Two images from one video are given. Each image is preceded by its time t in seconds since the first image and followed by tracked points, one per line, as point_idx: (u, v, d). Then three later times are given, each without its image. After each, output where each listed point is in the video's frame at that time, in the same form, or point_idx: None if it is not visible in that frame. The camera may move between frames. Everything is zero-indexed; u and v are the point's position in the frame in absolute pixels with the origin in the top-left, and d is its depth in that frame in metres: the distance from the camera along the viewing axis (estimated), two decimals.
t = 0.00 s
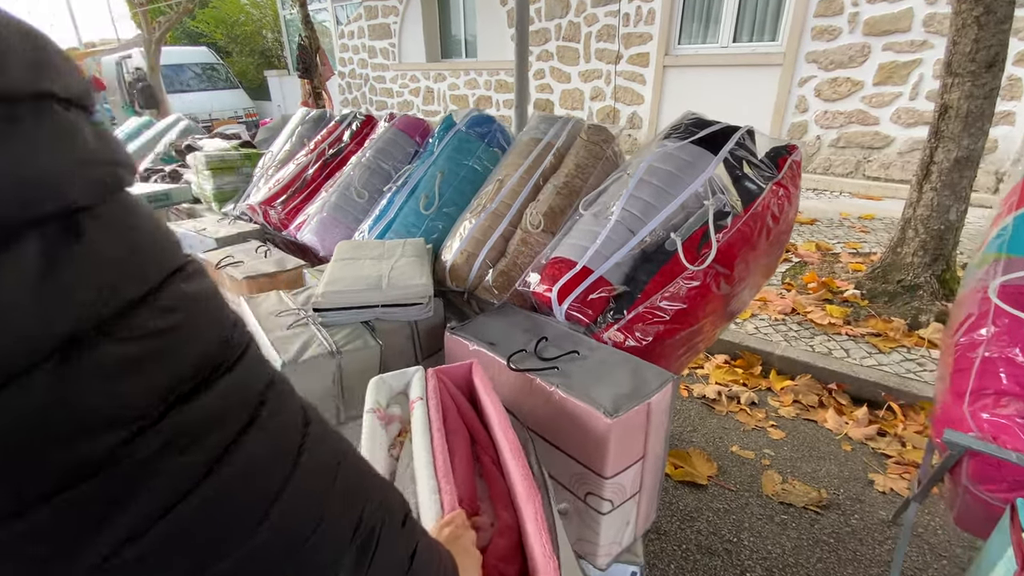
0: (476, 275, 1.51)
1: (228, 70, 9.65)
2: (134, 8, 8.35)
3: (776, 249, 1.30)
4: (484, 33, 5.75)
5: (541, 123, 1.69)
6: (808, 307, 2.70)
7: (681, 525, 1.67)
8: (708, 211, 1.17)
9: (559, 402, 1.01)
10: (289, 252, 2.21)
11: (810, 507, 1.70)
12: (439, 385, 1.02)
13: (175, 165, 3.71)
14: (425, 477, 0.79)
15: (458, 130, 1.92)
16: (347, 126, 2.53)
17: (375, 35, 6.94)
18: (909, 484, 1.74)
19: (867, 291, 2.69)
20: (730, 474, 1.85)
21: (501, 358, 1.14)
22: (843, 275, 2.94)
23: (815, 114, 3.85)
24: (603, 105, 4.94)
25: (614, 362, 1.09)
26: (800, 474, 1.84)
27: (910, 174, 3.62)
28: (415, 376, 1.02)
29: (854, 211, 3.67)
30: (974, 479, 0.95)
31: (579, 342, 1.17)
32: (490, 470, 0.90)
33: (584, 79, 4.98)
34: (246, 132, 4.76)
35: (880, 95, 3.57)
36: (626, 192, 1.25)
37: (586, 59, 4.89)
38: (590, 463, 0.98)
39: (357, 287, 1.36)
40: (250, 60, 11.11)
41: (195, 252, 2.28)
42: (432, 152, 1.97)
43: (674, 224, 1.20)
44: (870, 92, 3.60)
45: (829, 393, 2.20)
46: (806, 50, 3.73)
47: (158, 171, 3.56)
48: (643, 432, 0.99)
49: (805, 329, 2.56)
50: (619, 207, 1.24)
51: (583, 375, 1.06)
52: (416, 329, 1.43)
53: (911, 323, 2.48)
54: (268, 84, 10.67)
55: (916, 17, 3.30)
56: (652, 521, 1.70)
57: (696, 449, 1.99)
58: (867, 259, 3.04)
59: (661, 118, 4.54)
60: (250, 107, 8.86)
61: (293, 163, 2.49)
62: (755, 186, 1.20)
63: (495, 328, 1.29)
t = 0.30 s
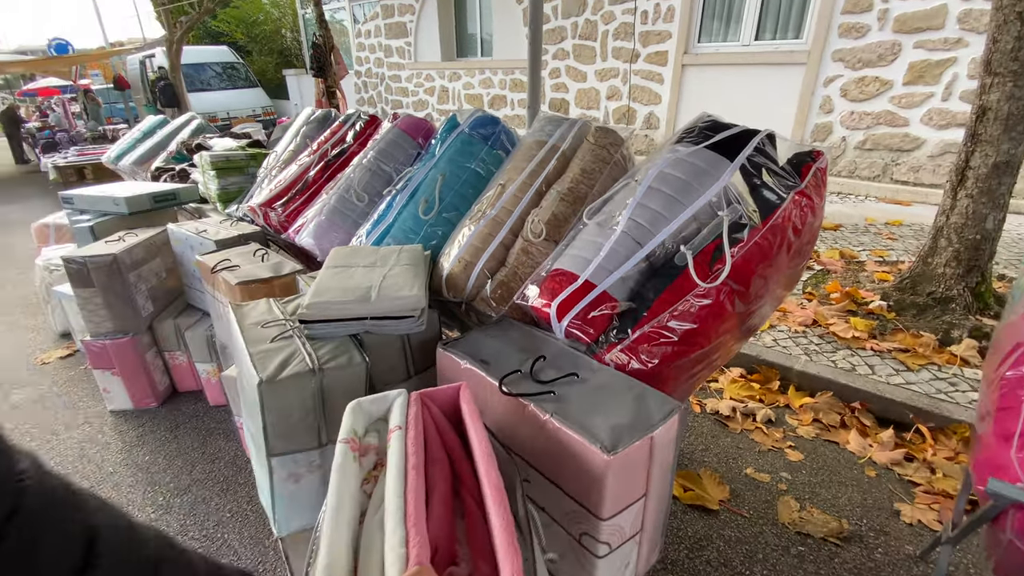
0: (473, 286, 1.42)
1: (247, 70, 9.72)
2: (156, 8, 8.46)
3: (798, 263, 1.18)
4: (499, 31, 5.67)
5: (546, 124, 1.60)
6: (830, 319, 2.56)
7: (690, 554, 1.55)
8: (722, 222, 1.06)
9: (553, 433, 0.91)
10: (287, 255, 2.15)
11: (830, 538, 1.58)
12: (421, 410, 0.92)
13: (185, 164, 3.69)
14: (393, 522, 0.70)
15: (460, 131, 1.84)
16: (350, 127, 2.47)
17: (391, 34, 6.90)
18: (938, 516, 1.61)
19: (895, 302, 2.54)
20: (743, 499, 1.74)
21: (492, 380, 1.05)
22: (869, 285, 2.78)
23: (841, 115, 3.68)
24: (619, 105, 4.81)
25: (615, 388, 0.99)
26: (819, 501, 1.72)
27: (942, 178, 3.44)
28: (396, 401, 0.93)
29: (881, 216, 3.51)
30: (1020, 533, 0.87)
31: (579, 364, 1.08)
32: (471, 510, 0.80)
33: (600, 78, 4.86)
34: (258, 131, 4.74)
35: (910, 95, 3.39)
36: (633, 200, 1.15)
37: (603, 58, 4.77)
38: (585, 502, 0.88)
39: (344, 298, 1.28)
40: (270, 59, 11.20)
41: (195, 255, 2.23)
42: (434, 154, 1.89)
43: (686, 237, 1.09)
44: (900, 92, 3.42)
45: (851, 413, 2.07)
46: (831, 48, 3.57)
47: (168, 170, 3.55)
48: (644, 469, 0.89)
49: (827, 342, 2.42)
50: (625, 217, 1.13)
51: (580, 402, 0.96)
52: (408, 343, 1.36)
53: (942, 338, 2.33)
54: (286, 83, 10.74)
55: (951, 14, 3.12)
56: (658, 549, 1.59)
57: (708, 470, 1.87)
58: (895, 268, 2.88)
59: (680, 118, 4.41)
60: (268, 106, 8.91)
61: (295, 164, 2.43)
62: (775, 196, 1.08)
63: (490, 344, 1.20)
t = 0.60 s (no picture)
0: (482, 289, 1.36)
1: (269, 68, 9.82)
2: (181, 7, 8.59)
3: (829, 270, 1.09)
4: (519, 29, 5.60)
5: (562, 120, 1.52)
6: (859, 327, 2.44)
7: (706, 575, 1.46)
8: (749, 225, 0.98)
9: (561, 450, 0.84)
10: (297, 253, 2.12)
11: (857, 562, 1.48)
12: (420, 422, 0.87)
13: (202, 160, 3.70)
14: (382, 547, 0.63)
15: (473, 128, 1.77)
16: (363, 123, 2.43)
17: (411, 32, 6.88)
18: (975, 543, 1.50)
19: (928, 311, 2.41)
20: (763, 516, 1.65)
21: (498, 390, 0.98)
22: (900, 292, 2.65)
23: (872, 114, 3.53)
24: (639, 103, 4.72)
25: (628, 403, 0.92)
26: (845, 521, 1.62)
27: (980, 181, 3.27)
28: (394, 412, 0.88)
29: (913, 220, 3.37)
30: None
31: (590, 375, 1.01)
32: (469, 533, 0.74)
33: (621, 76, 4.77)
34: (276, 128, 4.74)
35: (946, 94, 3.22)
36: (652, 201, 1.08)
37: (623, 55, 4.68)
38: (594, 526, 0.81)
39: (347, 299, 1.23)
40: (292, 57, 11.31)
41: (206, 251, 2.21)
42: (445, 151, 1.83)
43: (709, 240, 1.01)
44: (935, 90, 3.26)
45: (880, 428, 1.96)
46: (862, 45, 3.42)
47: (186, 166, 3.56)
48: (659, 493, 0.81)
49: (855, 352, 2.31)
50: (643, 218, 1.06)
51: (591, 418, 0.89)
52: (413, 347, 1.31)
53: (980, 350, 2.20)
54: (307, 81, 10.82)
55: (991, 9, 2.97)
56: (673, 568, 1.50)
57: (726, 485, 1.79)
58: (928, 275, 2.74)
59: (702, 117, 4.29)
60: (289, 104, 8.99)
61: (307, 161, 2.39)
62: (807, 198, 0.99)
63: (497, 351, 1.14)
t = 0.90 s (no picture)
0: (503, 290, 1.33)
1: (294, 66, 9.95)
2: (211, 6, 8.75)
3: (867, 278, 1.04)
4: (542, 27, 5.56)
5: (587, 119, 1.49)
6: (891, 336, 2.36)
7: None
8: (785, 229, 0.93)
9: (583, 460, 0.81)
10: (319, 251, 2.13)
11: None
12: (440, 426, 0.85)
13: (228, 156, 3.75)
14: (399, 555, 0.61)
15: (495, 126, 1.75)
16: (386, 121, 2.43)
17: (434, 31, 6.90)
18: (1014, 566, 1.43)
19: (965, 321, 2.31)
20: (788, 530, 1.59)
21: (519, 396, 0.96)
22: (935, 300, 2.55)
23: (906, 115, 3.40)
24: (663, 102, 4.65)
25: (654, 413, 0.89)
26: (875, 538, 1.56)
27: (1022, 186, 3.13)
28: (413, 416, 0.86)
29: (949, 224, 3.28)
30: None
31: (613, 383, 0.98)
32: (489, 543, 0.72)
33: (645, 74, 4.70)
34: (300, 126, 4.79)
35: (985, 94, 3.09)
36: (681, 203, 1.04)
37: (648, 53, 4.61)
38: (617, 541, 0.78)
39: (368, 298, 1.21)
40: (317, 56, 11.46)
41: (230, 247, 2.23)
42: (467, 150, 1.81)
43: (742, 244, 0.96)
44: (974, 91, 3.12)
45: (912, 442, 1.88)
46: (898, 43, 3.30)
47: (212, 162, 3.61)
48: (686, 508, 0.78)
49: (887, 362, 2.23)
50: (672, 221, 1.03)
51: (615, 428, 0.86)
52: (433, 348, 1.29)
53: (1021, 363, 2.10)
54: (331, 79, 10.93)
55: None
56: None
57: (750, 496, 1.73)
58: (965, 283, 2.64)
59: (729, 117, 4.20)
60: (313, 102, 9.10)
61: (330, 159, 2.40)
62: (846, 202, 0.95)
63: (517, 355, 1.11)
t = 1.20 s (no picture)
0: (535, 289, 1.32)
1: (322, 64, 10.08)
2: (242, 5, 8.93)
3: (919, 285, 1.01)
4: (568, 25, 5.52)
5: (623, 117, 1.46)
6: (931, 345, 2.28)
7: None
8: (836, 233, 0.90)
9: (624, 466, 0.80)
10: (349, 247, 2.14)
11: None
12: (476, 427, 0.84)
13: (259, 153, 3.82)
14: (443, 557, 0.61)
15: (528, 124, 1.74)
16: (416, 119, 2.44)
17: (460, 29, 6.91)
18: None
19: (1010, 331, 2.22)
20: (823, 543, 1.55)
21: (555, 398, 0.94)
22: (978, 309, 2.46)
23: (948, 115, 3.26)
24: (692, 101, 4.57)
25: (696, 419, 0.87)
26: (914, 554, 1.50)
27: None
28: (451, 415, 0.86)
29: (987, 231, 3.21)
30: None
31: (652, 387, 0.96)
32: (529, 548, 0.70)
33: (673, 72, 4.64)
34: (328, 123, 4.85)
35: None
36: (725, 204, 1.01)
37: (677, 52, 4.55)
38: (658, 550, 0.76)
39: (401, 296, 1.21)
40: (344, 54, 11.61)
41: (262, 242, 2.27)
42: (499, 148, 1.80)
43: (790, 248, 0.93)
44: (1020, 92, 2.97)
45: (953, 456, 1.81)
46: (940, 41, 3.17)
47: (244, 158, 3.68)
48: (731, 519, 0.76)
49: (926, 372, 2.15)
50: (715, 222, 1.00)
51: (656, 434, 0.84)
52: (465, 347, 1.29)
53: None
54: (357, 77, 11.05)
55: None
56: None
57: (782, 506, 1.69)
58: (1010, 292, 2.53)
59: (761, 117, 4.10)
60: (340, 99, 9.22)
61: (361, 156, 2.41)
62: (901, 205, 0.91)
63: (551, 356, 1.10)
